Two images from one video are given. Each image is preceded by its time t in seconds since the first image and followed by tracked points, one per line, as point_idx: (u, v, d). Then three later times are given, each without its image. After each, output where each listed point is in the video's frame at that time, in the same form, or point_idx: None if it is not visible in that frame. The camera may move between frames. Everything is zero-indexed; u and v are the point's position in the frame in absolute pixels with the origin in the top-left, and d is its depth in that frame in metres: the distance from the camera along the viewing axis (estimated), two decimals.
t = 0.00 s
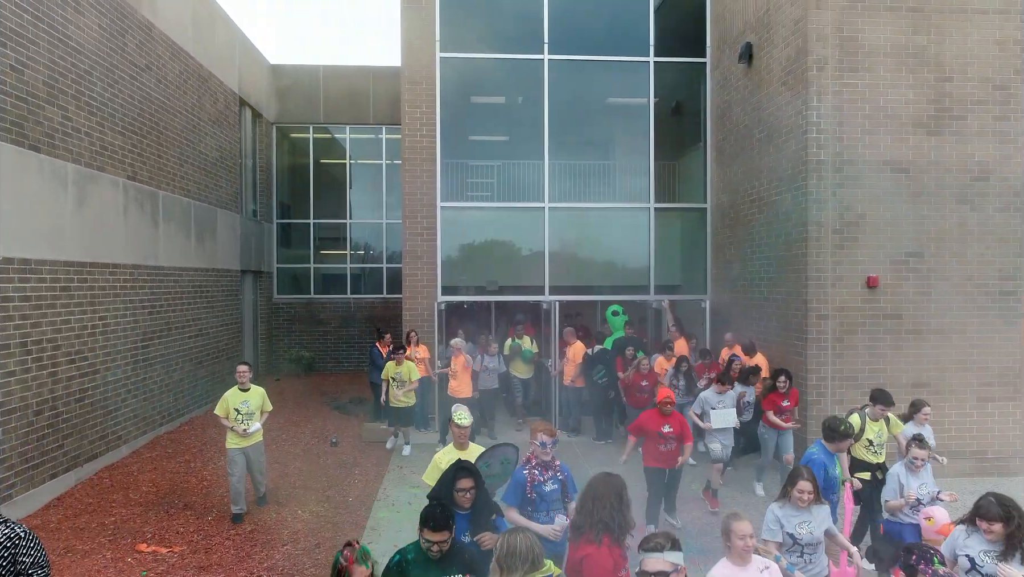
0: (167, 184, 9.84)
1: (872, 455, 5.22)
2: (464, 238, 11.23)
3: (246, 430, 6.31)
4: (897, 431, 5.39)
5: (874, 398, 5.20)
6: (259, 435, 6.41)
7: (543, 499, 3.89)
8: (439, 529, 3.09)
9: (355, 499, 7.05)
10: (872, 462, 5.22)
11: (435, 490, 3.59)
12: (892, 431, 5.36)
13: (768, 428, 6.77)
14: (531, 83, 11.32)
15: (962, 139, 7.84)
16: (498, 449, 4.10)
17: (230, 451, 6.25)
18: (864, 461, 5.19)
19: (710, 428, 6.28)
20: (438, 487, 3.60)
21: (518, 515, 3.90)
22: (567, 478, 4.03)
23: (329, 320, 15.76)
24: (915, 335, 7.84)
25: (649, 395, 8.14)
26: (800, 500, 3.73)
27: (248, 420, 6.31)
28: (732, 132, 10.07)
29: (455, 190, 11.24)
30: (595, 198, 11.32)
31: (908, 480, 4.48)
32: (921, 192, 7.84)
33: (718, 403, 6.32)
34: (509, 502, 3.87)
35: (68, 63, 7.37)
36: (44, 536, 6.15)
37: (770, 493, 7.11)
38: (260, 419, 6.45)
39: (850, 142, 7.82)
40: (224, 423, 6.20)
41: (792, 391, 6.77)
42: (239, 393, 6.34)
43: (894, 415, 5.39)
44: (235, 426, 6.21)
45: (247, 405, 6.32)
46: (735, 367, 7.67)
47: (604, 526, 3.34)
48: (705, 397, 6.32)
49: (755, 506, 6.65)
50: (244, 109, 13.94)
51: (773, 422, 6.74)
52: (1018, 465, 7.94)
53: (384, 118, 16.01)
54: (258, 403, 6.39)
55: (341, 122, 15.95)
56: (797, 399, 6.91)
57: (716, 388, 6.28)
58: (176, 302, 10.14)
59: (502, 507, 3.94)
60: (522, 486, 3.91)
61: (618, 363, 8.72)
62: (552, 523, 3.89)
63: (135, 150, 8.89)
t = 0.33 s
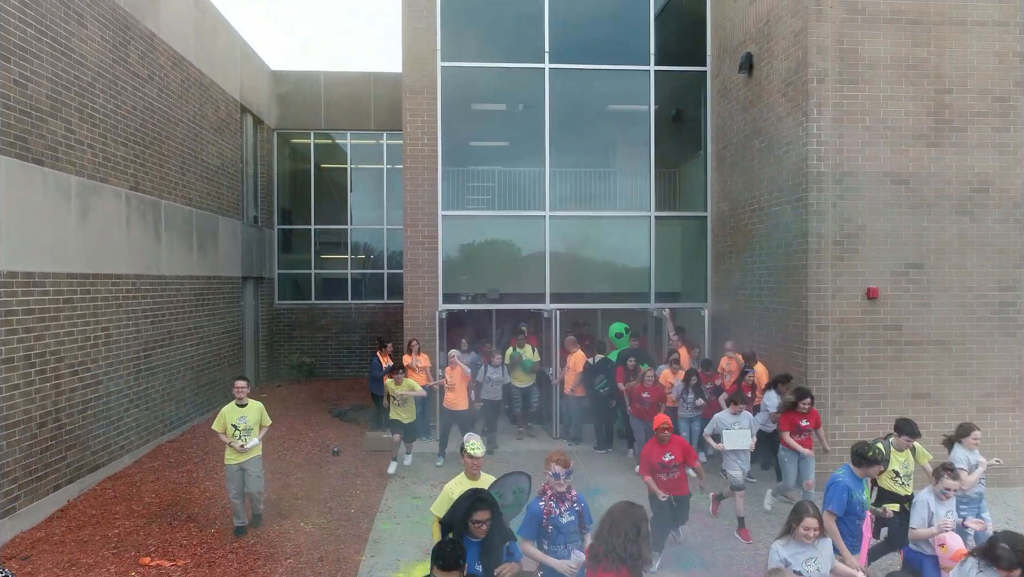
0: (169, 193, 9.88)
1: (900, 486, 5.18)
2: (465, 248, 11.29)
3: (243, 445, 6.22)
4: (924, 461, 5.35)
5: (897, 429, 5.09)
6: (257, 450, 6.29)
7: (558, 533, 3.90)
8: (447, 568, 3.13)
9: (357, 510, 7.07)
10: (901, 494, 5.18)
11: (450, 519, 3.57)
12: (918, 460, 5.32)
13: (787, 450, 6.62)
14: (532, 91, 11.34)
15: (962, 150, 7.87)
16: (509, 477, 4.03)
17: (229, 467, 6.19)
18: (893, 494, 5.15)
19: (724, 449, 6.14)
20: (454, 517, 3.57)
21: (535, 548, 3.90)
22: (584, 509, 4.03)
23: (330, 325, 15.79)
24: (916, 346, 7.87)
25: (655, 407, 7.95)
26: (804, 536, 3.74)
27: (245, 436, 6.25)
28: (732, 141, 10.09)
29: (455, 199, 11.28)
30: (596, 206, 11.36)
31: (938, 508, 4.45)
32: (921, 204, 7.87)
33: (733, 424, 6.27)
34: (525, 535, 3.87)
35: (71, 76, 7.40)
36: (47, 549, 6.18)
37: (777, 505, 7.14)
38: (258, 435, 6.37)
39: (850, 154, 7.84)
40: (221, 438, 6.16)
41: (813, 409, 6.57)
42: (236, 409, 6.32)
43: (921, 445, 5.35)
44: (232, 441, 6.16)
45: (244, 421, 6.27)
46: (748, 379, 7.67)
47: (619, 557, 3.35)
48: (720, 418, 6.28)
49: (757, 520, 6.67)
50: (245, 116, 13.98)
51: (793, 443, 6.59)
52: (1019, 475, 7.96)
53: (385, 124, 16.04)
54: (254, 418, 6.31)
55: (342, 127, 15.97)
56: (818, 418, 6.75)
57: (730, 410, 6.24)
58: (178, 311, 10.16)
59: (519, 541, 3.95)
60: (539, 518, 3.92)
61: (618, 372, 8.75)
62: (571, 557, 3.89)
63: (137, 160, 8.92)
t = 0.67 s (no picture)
0: (172, 204, 9.92)
1: (930, 510, 5.15)
2: (467, 257, 11.35)
3: (243, 467, 5.90)
4: (957, 485, 5.29)
5: (931, 451, 5.14)
6: (259, 471, 6.00)
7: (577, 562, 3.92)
8: None
9: (360, 523, 7.11)
10: (928, 517, 5.15)
11: (473, 565, 3.20)
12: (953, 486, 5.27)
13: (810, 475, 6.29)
14: (533, 101, 11.38)
15: (961, 164, 7.92)
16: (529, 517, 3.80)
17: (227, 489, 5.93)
18: (921, 516, 5.12)
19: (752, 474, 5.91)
20: (478, 563, 3.20)
21: None
22: (603, 539, 4.06)
23: (331, 332, 15.84)
24: (915, 359, 7.91)
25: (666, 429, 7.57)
26: None
27: (245, 458, 5.95)
28: (732, 152, 10.13)
29: (457, 210, 11.33)
30: (597, 215, 11.40)
31: (970, 542, 4.43)
32: (920, 217, 7.92)
33: (756, 445, 5.99)
34: (544, 563, 3.90)
35: (75, 90, 7.44)
36: (52, 564, 6.21)
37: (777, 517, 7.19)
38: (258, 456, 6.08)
39: (850, 168, 7.88)
40: (221, 459, 5.85)
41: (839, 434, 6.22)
42: (235, 430, 5.97)
43: (955, 470, 5.27)
44: (231, 464, 5.85)
45: (245, 443, 5.96)
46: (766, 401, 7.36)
47: None
48: (743, 439, 6.02)
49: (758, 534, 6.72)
50: (246, 123, 14.02)
51: (817, 466, 6.29)
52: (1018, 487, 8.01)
53: (386, 131, 16.07)
54: (256, 439, 6.00)
55: (343, 134, 16.02)
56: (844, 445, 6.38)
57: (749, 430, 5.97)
58: (180, 321, 10.21)
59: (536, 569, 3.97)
60: (559, 547, 3.95)
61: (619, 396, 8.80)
62: None
63: (140, 172, 8.96)
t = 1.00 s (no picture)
0: (174, 213, 9.94)
1: (959, 543, 5.03)
2: (468, 265, 11.38)
3: (244, 488, 5.75)
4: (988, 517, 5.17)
5: (965, 481, 5.01)
6: (257, 492, 5.88)
7: None
8: None
9: (362, 534, 7.14)
10: (958, 550, 5.03)
11: None
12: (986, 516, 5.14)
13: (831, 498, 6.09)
14: (533, 109, 11.41)
15: (961, 175, 7.94)
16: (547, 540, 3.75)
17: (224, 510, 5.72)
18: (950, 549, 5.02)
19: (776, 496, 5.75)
20: None
21: None
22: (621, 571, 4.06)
23: (332, 337, 15.87)
24: (915, 370, 7.94)
25: (676, 442, 7.45)
26: None
27: (246, 478, 5.77)
28: (733, 160, 10.15)
29: (458, 218, 11.36)
30: (597, 223, 11.43)
31: (998, 573, 4.39)
32: (920, 228, 7.95)
33: (778, 468, 5.86)
34: None
35: (78, 102, 7.47)
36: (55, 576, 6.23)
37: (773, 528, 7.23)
38: (258, 477, 5.91)
39: (850, 179, 7.91)
40: (223, 480, 5.64)
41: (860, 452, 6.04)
42: (237, 449, 5.83)
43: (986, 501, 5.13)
44: (231, 484, 5.67)
45: (246, 463, 5.78)
46: (783, 413, 7.09)
47: None
48: (764, 461, 5.91)
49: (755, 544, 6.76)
50: (247, 129, 14.06)
51: (841, 490, 6.09)
52: (1017, 496, 8.03)
53: (386, 136, 16.10)
54: (259, 459, 5.88)
55: (343, 139, 16.04)
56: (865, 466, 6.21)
57: (771, 453, 5.86)
58: (182, 329, 10.23)
59: None
60: None
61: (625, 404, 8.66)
62: None
63: (142, 182, 8.99)
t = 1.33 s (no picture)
0: (176, 223, 9.97)
1: None
2: (469, 274, 11.41)
3: (245, 507, 5.73)
4: None
5: (1010, 519, 4.65)
6: (258, 511, 5.88)
7: None
8: None
9: (364, 547, 7.17)
10: None
11: None
12: None
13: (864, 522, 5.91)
14: (534, 119, 11.44)
15: (961, 188, 7.97)
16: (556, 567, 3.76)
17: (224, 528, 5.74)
18: None
19: (799, 522, 5.72)
20: None
21: None
22: None
23: (333, 343, 15.90)
24: (914, 382, 7.97)
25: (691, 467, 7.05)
26: None
27: (247, 496, 5.76)
28: (733, 171, 10.18)
29: (459, 227, 11.39)
30: (597, 233, 11.47)
31: None
32: (920, 240, 7.98)
33: (802, 491, 5.82)
34: None
35: (81, 116, 7.49)
36: None
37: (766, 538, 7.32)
38: (260, 495, 5.91)
39: (851, 192, 7.94)
40: (223, 499, 5.64)
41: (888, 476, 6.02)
42: (239, 466, 5.81)
43: None
44: (233, 502, 5.67)
45: (248, 481, 5.78)
46: (803, 432, 7.11)
47: None
48: (789, 485, 5.84)
49: (751, 555, 6.81)
50: (248, 137, 14.10)
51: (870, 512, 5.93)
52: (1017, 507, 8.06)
53: (387, 143, 16.12)
54: (260, 478, 5.87)
55: (344, 146, 16.07)
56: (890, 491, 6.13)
57: (794, 475, 5.84)
58: (183, 339, 10.25)
59: None
60: None
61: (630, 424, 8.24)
62: None
63: (145, 193, 9.01)
